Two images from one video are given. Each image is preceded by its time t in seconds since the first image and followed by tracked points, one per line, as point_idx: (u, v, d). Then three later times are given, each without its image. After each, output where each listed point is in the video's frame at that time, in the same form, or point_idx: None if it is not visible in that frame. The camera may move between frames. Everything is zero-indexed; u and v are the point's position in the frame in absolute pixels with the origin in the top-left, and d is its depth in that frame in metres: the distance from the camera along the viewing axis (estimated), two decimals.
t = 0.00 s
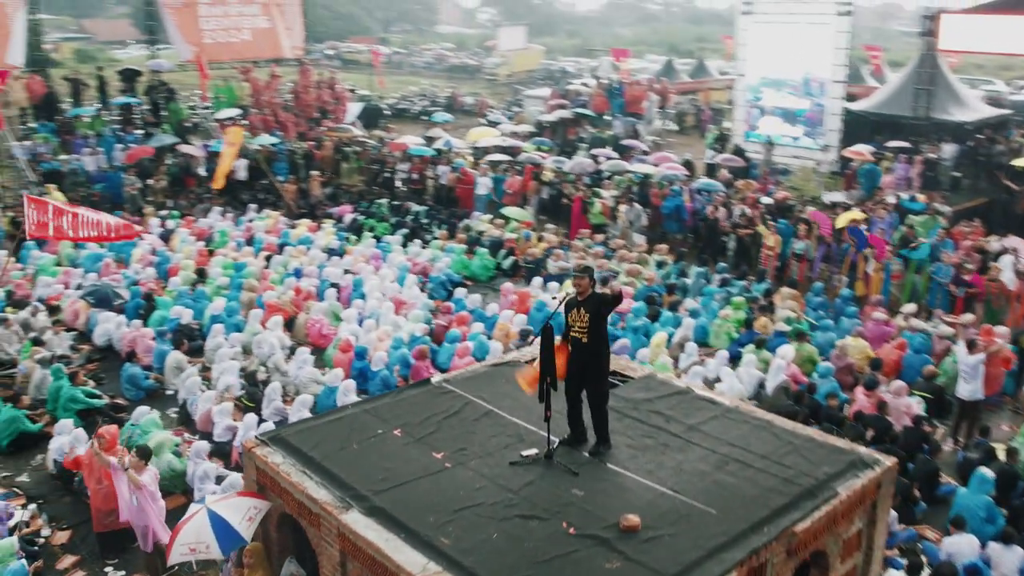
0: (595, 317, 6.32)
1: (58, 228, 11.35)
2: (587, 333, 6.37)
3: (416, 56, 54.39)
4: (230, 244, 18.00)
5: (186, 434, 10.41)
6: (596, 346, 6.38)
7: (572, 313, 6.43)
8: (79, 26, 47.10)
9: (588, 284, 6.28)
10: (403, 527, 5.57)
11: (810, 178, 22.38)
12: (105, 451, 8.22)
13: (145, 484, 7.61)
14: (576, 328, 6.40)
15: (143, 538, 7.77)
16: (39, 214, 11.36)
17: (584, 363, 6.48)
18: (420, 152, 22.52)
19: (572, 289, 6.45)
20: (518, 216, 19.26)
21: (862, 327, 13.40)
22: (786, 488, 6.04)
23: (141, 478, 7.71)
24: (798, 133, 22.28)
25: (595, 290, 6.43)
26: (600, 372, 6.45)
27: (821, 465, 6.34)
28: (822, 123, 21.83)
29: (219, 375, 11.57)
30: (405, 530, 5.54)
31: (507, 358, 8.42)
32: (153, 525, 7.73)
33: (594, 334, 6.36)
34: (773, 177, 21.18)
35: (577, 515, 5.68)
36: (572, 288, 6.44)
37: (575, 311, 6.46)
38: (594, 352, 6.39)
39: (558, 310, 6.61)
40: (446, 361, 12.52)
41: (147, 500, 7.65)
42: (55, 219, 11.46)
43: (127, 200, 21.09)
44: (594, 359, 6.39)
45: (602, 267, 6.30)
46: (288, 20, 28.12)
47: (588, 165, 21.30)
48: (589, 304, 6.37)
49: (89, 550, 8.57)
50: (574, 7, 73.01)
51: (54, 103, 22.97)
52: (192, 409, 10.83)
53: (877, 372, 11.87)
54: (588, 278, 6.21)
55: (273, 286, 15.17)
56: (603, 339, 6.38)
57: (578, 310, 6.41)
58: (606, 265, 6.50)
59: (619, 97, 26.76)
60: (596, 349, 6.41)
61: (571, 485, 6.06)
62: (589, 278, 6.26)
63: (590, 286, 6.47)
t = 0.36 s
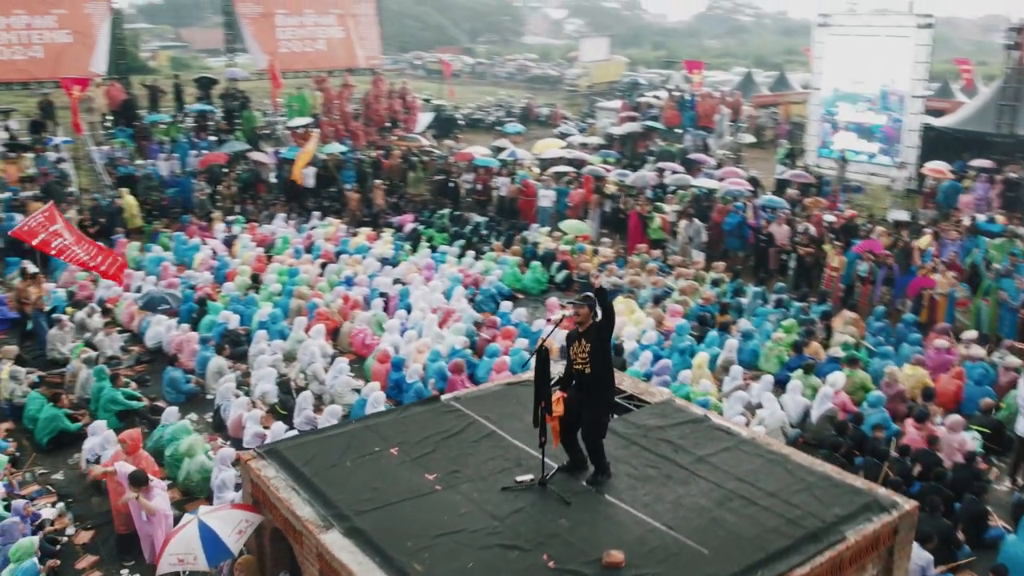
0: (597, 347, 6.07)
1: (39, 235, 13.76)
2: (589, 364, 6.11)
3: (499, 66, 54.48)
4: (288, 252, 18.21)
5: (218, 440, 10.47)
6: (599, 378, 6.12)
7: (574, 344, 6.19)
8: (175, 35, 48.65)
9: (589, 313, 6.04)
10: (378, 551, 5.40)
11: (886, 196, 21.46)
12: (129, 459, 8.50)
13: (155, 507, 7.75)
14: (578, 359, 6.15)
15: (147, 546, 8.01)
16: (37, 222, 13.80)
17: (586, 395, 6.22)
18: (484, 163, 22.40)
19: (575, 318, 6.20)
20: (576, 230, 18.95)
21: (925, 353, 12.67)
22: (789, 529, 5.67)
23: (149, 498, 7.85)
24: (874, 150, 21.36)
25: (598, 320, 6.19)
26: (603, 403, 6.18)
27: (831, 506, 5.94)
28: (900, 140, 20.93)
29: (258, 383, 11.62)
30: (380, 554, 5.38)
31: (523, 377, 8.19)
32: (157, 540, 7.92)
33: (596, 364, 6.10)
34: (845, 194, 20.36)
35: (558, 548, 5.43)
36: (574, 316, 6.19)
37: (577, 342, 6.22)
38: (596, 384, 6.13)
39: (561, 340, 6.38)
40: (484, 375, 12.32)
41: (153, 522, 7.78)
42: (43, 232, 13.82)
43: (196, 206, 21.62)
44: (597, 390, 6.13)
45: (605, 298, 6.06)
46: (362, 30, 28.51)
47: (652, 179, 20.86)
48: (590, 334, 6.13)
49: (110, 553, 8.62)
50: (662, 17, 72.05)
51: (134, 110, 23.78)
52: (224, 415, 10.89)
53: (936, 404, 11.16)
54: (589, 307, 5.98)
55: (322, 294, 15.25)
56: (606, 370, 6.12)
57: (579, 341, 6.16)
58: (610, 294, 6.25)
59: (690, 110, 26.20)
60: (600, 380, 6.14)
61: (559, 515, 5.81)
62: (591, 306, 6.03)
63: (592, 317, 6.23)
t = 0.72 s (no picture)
0: (587, 351, 5.87)
1: (67, 224, 13.81)
2: (579, 370, 5.89)
3: (578, 73, 54.05)
4: (342, 257, 18.33)
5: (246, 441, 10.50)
6: (588, 385, 5.88)
7: (565, 349, 5.99)
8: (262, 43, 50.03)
9: (581, 318, 5.84)
10: (348, 569, 5.27)
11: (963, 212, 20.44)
12: (143, 458, 8.60)
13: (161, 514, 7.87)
14: (568, 365, 5.95)
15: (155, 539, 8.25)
16: (76, 214, 13.94)
17: (576, 404, 5.97)
18: (545, 171, 22.16)
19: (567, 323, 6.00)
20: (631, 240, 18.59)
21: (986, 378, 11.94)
22: (782, 567, 5.31)
23: (158, 500, 8.03)
24: (950, 165, 20.40)
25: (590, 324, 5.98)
26: (594, 412, 5.94)
27: (833, 544, 5.55)
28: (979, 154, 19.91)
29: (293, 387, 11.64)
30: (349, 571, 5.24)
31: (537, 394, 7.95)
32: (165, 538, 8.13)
33: (586, 370, 5.88)
34: (917, 209, 19.47)
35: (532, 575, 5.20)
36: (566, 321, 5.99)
37: (568, 348, 6.02)
38: (584, 391, 5.89)
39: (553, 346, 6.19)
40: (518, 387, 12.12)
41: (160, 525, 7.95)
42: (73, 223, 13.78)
43: (260, 208, 22.10)
44: (586, 397, 5.89)
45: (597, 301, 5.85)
46: (431, 37, 28.68)
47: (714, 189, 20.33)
48: (581, 340, 5.91)
49: (125, 551, 8.69)
50: (749, 25, 70.48)
51: (205, 113, 24.38)
52: (253, 416, 10.89)
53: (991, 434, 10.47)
54: (581, 312, 5.80)
55: (368, 299, 15.25)
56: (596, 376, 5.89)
57: (570, 345, 5.96)
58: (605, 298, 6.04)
59: (760, 121, 25.51)
60: (589, 386, 5.90)
61: (541, 539, 5.57)
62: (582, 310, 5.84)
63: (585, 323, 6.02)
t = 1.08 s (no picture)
0: (579, 361, 5.63)
1: (145, 210, 14.39)
2: (571, 381, 5.66)
3: (661, 78, 53.17)
4: (398, 257, 18.39)
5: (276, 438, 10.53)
6: (581, 396, 5.65)
7: (556, 359, 5.75)
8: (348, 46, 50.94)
9: (572, 326, 5.59)
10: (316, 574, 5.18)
11: None
12: (161, 453, 8.77)
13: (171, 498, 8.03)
14: (559, 376, 5.70)
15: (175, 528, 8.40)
16: (158, 207, 14.36)
17: (568, 416, 5.75)
18: (609, 176, 21.79)
19: (557, 331, 5.74)
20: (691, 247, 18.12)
21: None
22: None
23: (170, 488, 8.17)
24: None
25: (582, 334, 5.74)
26: (586, 425, 5.70)
27: None
28: None
29: (327, 386, 11.65)
30: None
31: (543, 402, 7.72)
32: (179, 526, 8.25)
33: (578, 382, 5.64)
34: (997, 222, 18.45)
35: None
36: (556, 328, 5.73)
37: (558, 358, 5.77)
38: (577, 402, 5.66)
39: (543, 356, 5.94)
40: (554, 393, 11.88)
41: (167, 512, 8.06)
42: (145, 212, 14.38)
43: (323, 208, 22.49)
44: (578, 410, 5.67)
45: (589, 308, 5.59)
46: (503, 41, 28.62)
47: (780, 197, 19.67)
48: (573, 350, 5.67)
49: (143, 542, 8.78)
50: (842, 30, 68.31)
51: (276, 113, 24.87)
52: (286, 414, 10.92)
53: None
54: (572, 320, 5.57)
55: (415, 300, 15.23)
56: (589, 388, 5.66)
57: (561, 354, 5.72)
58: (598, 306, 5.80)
59: (836, 127, 24.62)
60: (582, 398, 5.66)
61: (520, 555, 5.36)
62: (573, 319, 5.60)
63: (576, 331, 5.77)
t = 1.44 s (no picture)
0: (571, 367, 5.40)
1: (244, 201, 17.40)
2: (563, 388, 5.44)
3: (741, 79, 51.98)
4: (450, 257, 18.34)
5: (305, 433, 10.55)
6: (573, 402, 5.43)
7: (547, 363, 5.52)
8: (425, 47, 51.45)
9: (563, 331, 5.36)
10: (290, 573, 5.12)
11: None
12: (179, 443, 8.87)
13: (187, 476, 8.09)
14: (550, 383, 5.47)
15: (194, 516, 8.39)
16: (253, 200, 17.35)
17: (560, 423, 5.53)
18: (670, 178, 21.37)
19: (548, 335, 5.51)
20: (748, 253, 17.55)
21: None
22: None
23: (189, 469, 8.24)
24: None
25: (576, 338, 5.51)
26: (577, 433, 5.48)
27: None
28: None
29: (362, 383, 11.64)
30: None
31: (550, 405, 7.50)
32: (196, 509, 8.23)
33: (571, 388, 5.42)
34: None
35: None
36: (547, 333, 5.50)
37: (550, 363, 5.54)
38: (569, 408, 5.45)
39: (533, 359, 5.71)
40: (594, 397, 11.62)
41: (181, 491, 8.08)
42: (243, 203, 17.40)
43: (383, 205, 22.65)
44: (570, 417, 5.46)
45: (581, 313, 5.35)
46: (570, 41, 28.35)
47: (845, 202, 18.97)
48: (565, 355, 5.44)
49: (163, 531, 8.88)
50: (935, 31, 65.75)
51: (341, 112, 25.17)
52: (319, 410, 10.99)
53: None
54: (562, 324, 5.34)
55: (459, 299, 15.15)
56: (582, 395, 5.44)
57: (552, 359, 5.49)
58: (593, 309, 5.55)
59: (910, 131, 23.67)
60: (574, 405, 5.44)
61: (497, 563, 5.20)
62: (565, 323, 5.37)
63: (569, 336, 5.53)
